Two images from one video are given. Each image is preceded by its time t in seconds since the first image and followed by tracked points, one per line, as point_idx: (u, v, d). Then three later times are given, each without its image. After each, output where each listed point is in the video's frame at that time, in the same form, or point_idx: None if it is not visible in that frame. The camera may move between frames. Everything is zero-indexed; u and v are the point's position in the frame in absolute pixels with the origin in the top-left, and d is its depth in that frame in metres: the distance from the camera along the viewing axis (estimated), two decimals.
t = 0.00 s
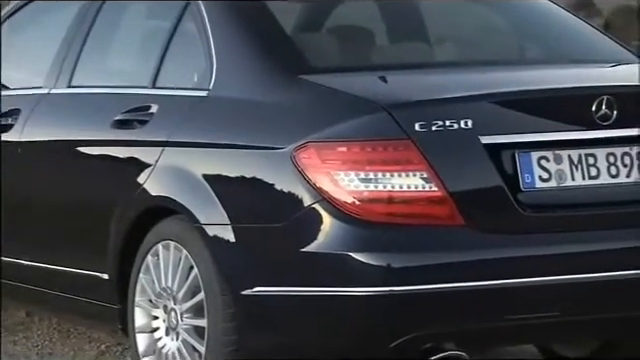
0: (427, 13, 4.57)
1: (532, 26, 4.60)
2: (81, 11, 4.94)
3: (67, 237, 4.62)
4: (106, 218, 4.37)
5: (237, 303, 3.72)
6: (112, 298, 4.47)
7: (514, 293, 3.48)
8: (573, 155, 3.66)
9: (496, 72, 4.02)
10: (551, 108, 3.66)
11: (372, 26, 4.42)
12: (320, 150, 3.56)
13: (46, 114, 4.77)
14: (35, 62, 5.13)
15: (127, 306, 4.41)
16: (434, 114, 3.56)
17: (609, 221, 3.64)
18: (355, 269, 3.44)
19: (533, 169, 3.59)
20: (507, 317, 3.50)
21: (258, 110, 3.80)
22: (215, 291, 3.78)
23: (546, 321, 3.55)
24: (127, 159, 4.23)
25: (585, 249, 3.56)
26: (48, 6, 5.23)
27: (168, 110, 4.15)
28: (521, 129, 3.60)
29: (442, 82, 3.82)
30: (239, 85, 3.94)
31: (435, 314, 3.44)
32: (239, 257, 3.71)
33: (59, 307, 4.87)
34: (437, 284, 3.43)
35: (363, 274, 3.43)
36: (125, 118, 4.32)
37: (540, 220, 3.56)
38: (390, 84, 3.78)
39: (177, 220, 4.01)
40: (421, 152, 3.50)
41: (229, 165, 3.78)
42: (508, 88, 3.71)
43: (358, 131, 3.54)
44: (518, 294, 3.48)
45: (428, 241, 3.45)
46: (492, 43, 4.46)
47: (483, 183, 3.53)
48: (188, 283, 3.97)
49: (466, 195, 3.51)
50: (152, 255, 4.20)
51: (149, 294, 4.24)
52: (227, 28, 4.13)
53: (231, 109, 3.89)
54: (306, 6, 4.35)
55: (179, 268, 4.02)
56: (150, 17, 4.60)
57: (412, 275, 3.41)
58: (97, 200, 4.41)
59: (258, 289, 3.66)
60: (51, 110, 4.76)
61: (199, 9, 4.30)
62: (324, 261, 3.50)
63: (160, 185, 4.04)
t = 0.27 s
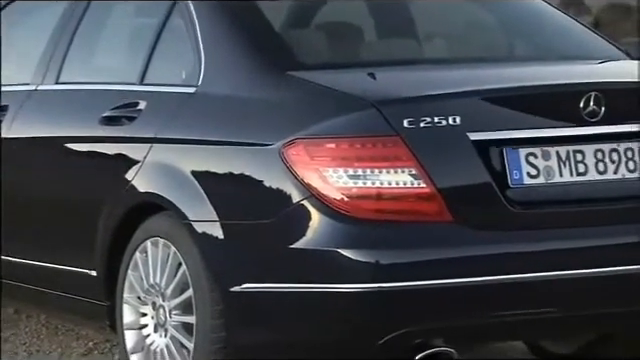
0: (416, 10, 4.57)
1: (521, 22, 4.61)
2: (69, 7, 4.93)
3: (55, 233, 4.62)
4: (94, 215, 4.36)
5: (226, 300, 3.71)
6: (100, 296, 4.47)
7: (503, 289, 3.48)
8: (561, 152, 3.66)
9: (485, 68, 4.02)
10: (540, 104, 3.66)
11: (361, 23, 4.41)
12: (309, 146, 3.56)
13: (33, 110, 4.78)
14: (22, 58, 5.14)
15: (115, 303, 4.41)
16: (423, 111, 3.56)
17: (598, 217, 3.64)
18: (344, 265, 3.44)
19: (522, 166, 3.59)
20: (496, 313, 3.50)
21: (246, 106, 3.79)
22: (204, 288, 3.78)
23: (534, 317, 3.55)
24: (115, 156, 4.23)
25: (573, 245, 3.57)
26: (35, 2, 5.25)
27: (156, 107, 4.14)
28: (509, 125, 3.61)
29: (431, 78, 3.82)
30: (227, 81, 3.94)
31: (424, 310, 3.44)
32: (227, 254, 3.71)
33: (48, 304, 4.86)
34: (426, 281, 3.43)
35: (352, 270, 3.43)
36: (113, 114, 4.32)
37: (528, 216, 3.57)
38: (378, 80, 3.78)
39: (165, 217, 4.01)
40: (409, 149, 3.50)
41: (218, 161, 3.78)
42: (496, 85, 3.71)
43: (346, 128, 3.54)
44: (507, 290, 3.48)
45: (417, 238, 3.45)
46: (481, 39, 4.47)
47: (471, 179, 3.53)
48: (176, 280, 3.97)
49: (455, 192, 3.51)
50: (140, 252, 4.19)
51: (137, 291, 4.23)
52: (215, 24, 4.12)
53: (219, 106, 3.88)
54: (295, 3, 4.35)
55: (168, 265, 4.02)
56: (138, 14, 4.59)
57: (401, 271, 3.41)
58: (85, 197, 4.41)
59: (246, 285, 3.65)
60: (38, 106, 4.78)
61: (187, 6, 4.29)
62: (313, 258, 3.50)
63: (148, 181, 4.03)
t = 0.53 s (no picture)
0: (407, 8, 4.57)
1: (512, 20, 4.61)
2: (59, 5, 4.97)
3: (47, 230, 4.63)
4: (85, 212, 4.37)
5: (216, 297, 3.72)
6: (90, 293, 4.45)
7: (493, 286, 3.48)
8: (550, 149, 3.66)
9: (476, 66, 4.03)
10: (530, 102, 3.67)
11: (352, 21, 4.41)
12: (299, 143, 3.56)
13: (22, 106, 4.79)
14: (15, 55, 5.18)
15: (105, 300, 4.39)
16: (413, 108, 3.57)
17: (587, 214, 3.65)
18: (334, 262, 3.44)
19: (511, 163, 3.60)
20: (486, 311, 3.50)
21: (236, 104, 3.79)
22: (194, 285, 3.78)
23: (525, 314, 3.56)
24: (106, 153, 4.23)
25: (563, 242, 3.57)
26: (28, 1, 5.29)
27: (146, 104, 4.14)
28: (499, 122, 3.61)
29: (421, 76, 3.82)
30: (218, 79, 3.94)
31: (414, 307, 3.44)
32: (217, 251, 3.71)
33: (40, 302, 4.85)
34: (416, 278, 3.43)
35: (342, 268, 3.43)
36: (103, 111, 4.31)
37: (518, 213, 3.57)
38: (368, 77, 3.78)
39: (155, 214, 4.01)
40: (399, 146, 3.51)
41: (208, 158, 3.78)
42: (486, 82, 3.72)
43: (337, 125, 3.54)
44: (497, 287, 3.49)
45: (407, 235, 3.46)
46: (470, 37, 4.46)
47: (461, 176, 3.53)
48: (166, 277, 3.97)
49: (445, 189, 3.52)
50: (131, 249, 4.19)
51: (127, 288, 4.23)
52: (205, 21, 4.12)
53: (210, 103, 3.88)
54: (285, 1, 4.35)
55: (158, 263, 4.02)
56: (129, 11, 4.59)
57: (391, 268, 3.41)
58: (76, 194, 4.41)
59: (236, 283, 3.65)
60: (26, 102, 4.78)
61: (177, 3, 4.29)
62: (303, 255, 3.50)
63: (139, 179, 4.03)
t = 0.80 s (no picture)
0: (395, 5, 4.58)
1: (500, 17, 4.61)
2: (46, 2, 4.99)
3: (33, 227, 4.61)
4: (72, 209, 4.36)
5: (205, 294, 3.71)
6: (76, 289, 4.44)
7: (482, 283, 3.48)
8: (539, 145, 3.67)
9: (464, 62, 4.03)
10: (518, 98, 3.67)
11: (339, 17, 4.40)
12: (288, 140, 3.55)
13: (12, 103, 4.82)
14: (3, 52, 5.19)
15: (93, 297, 4.39)
16: (402, 105, 3.57)
17: (575, 211, 3.66)
18: (322, 259, 3.44)
19: (499, 160, 3.61)
20: (474, 307, 3.51)
21: (224, 100, 3.79)
22: (182, 282, 3.77)
23: (513, 311, 3.56)
24: (94, 150, 4.22)
25: (551, 238, 3.57)
26: None
27: (134, 101, 4.14)
28: (487, 119, 3.62)
29: (409, 72, 3.82)
30: (206, 75, 3.94)
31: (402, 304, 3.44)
32: (206, 248, 3.71)
33: (26, 299, 4.85)
34: (404, 274, 3.42)
35: (330, 264, 3.43)
36: (90, 108, 4.32)
37: (506, 210, 3.59)
38: (357, 74, 3.78)
39: (143, 211, 4.00)
40: (388, 143, 3.51)
41: (196, 155, 3.78)
42: (474, 78, 3.72)
43: (325, 122, 3.54)
44: (486, 284, 3.49)
45: (396, 232, 3.46)
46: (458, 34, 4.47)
47: (449, 173, 3.53)
48: (155, 275, 3.97)
49: (433, 186, 3.52)
50: (119, 246, 4.19)
51: (116, 285, 4.23)
52: (193, 18, 4.12)
53: (198, 100, 3.88)
54: None
55: (146, 259, 4.01)
56: (117, 8, 4.59)
57: (379, 264, 3.41)
58: (63, 191, 4.40)
59: (225, 280, 3.65)
60: (17, 99, 4.80)
61: None
62: (292, 252, 3.49)
63: (127, 176, 4.02)
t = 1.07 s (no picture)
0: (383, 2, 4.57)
1: (488, 15, 4.61)
2: None
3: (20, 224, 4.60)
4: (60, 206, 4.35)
5: (194, 291, 3.71)
6: (65, 287, 4.45)
7: (471, 279, 3.49)
8: (527, 142, 3.68)
9: (453, 59, 4.03)
10: (507, 95, 3.67)
11: (328, 14, 4.39)
12: (277, 137, 3.55)
13: None
14: None
15: (82, 295, 4.40)
16: (391, 101, 3.57)
17: (563, 207, 3.67)
18: (312, 256, 3.44)
19: (488, 156, 3.61)
20: (463, 304, 3.51)
21: (213, 97, 3.79)
22: (171, 279, 3.77)
23: (502, 307, 3.57)
24: (83, 146, 4.22)
25: (539, 235, 3.58)
26: None
27: (123, 97, 4.13)
28: (477, 115, 3.62)
29: (398, 69, 3.83)
30: (195, 72, 3.93)
31: (392, 300, 3.44)
32: (195, 245, 3.70)
33: (16, 296, 4.86)
34: (394, 271, 3.43)
35: (320, 261, 3.43)
36: (79, 105, 4.31)
37: (495, 206, 3.59)
38: (346, 71, 3.77)
39: (132, 208, 4.00)
40: (377, 139, 3.51)
41: (185, 152, 3.77)
42: (463, 74, 3.72)
43: (314, 119, 3.53)
44: (475, 281, 3.49)
45: (385, 228, 3.46)
46: (448, 30, 4.46)
47: (438, 170, 3.54)
48: (144, 271, 3.96)
49: (422, 182, 3.52)
50: (107, 243, 4.18)
51: (104, 282, 4.22)
52: (182, 15, 4.11)
53: (187, 97, 3.87)
54: None
55: (135, 256, 4.01)
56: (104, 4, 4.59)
57: (369, 261, 3.41)
58: (50, 188, 4.39)
59: (214, 277, 3.65)
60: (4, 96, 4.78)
61: None
62: (281, 248, 3.49)
63: (115, 173, 4.02)
